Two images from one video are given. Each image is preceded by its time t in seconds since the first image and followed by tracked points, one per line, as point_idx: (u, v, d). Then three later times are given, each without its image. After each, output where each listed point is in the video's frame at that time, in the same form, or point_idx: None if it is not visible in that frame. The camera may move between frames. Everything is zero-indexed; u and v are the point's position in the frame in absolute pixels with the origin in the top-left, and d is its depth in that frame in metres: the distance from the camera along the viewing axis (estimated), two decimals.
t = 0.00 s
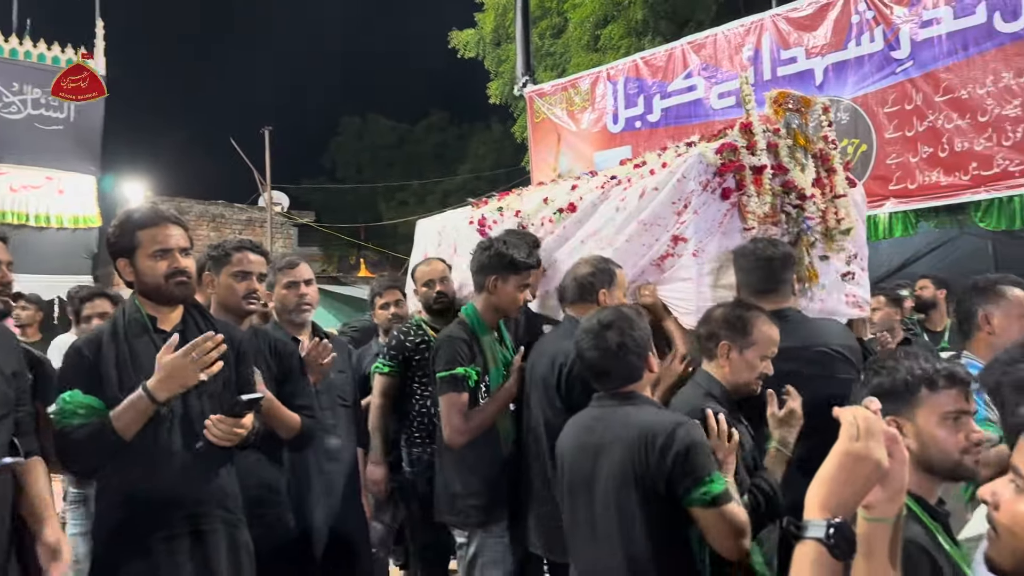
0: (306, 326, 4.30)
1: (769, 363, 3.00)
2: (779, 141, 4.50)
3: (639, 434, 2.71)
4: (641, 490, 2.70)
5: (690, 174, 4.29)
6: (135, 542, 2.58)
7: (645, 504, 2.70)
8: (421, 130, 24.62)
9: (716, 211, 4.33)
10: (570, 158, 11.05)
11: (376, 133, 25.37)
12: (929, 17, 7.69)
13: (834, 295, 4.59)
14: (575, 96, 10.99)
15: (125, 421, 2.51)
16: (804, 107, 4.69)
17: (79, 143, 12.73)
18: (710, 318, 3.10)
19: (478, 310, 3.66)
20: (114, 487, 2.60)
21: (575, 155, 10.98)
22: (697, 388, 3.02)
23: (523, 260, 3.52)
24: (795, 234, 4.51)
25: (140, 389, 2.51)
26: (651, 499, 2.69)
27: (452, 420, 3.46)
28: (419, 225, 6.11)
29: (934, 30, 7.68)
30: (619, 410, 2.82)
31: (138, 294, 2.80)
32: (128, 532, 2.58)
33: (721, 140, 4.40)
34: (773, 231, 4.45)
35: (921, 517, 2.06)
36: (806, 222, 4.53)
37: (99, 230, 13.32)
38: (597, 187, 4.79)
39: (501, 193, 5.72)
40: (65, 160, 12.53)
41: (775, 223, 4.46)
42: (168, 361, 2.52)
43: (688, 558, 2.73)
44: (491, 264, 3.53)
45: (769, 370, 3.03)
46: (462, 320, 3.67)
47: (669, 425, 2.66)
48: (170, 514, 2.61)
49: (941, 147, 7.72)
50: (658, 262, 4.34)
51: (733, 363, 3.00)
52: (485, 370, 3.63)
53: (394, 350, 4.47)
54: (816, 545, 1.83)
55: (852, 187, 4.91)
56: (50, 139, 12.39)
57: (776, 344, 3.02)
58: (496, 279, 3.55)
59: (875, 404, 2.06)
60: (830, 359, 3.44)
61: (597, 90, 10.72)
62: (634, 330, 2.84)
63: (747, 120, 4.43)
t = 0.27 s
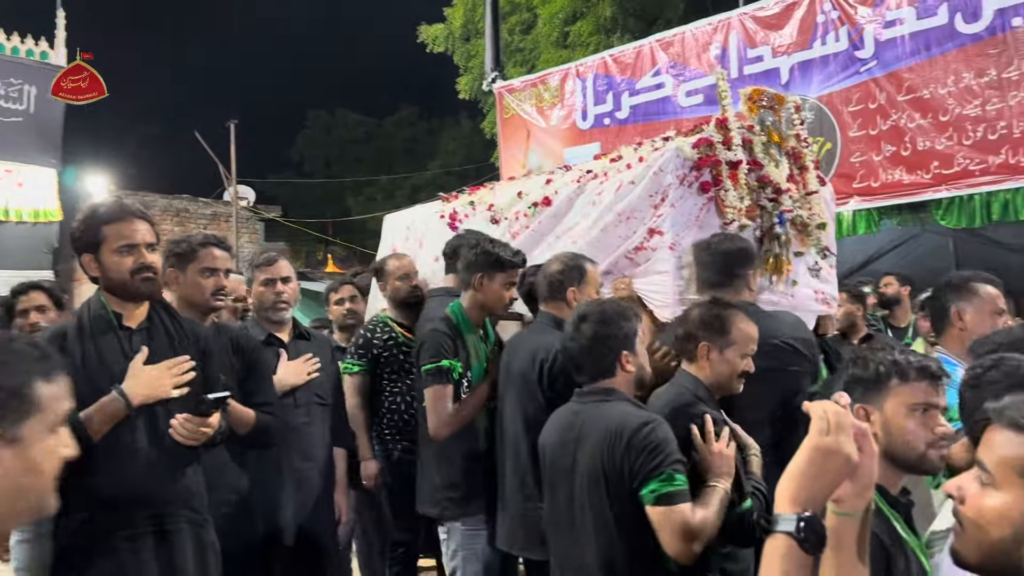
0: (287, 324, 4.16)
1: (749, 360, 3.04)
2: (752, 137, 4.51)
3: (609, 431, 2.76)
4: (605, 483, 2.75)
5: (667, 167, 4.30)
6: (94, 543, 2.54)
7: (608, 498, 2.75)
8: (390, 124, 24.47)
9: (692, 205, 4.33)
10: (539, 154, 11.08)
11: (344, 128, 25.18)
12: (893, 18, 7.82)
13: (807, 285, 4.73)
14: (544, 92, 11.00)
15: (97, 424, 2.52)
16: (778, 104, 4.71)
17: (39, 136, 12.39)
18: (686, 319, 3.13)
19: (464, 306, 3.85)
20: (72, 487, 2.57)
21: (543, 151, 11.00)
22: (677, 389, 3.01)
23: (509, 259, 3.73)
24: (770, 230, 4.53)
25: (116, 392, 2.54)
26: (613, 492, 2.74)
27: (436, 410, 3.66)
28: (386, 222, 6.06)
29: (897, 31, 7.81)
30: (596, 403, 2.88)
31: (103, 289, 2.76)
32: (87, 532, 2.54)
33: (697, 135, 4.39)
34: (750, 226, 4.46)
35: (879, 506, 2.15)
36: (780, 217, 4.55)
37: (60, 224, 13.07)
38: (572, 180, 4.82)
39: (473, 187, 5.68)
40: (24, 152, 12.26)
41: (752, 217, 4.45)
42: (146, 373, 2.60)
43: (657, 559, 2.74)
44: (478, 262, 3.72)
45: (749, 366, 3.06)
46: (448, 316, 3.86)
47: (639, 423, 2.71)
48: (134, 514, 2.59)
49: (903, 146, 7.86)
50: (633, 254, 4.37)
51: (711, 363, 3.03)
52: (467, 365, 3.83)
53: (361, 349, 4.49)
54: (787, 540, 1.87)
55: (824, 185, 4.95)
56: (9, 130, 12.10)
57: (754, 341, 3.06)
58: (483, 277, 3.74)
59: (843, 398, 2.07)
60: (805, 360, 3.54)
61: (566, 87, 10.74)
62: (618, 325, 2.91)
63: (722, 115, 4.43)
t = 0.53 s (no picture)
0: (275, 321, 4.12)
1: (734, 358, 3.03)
2: (718, 134, 4.47)
3: (574, 426, 2.83)
4: (568, 477, 2.82)
5: (633, 166, 4.30)
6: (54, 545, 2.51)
7: (572, 492, 2.82)
8: (357, 119, 24.27)
9: (659, 203, 4.33)
10: (506, 150, 11.08)
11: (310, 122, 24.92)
12: (855, 17, 7.93)
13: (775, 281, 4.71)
14: (512, 88, 10.99)
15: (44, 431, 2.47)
16: (742, 100, 4.68)
17: None
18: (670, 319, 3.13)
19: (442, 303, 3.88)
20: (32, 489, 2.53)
21: (511, 147, 11.01)
22: (663, 389, 3.04)
23: (486, 254, 3.75)
24: (739, 227, 4.52)
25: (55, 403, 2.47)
26: (576, 487, 2.81)
27: (411, 407, 3.66)
28: (352, 219, 6.04)
29: (859, 30, 7.92)
30: (569, 399, 2.93)
31: (67, 286, 2.78)
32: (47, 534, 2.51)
33: (662, 133, 4.39)
34: (718, 224, 4.43)
35: (848, 517, 2.22)
36: (748, 215, 4.54)
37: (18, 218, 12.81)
38: (540, 178, 4.81)
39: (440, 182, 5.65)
40: None
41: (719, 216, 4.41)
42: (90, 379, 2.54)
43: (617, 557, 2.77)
44: (457, 257, 3.74)
45: (734, 366, 3.05)
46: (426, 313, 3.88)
47: (603, 419, 2.77)
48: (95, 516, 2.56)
49: (865, 144, 7.99)
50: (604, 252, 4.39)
51: (697, 364, 3.03)
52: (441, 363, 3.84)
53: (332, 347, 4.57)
54: (756, 532, 1.89)
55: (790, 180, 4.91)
56: None
57: (739, 340, 3.05)
58: (461, 273, 3.75)
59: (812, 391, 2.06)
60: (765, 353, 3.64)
61: (533, 83, 10.73)
62: (597, 321, 2.94)
63: (687, 113, 4.39)
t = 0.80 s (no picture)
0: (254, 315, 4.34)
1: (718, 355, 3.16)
2: (685, 136, 4.49)
3: (534, 426, 2.82)
4: (527, 475, 2.82)
5: (604, 170, 4.36)
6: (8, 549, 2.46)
7: (530, 490, 2.81)
8: (315, 112, 23.97)
9: (630, 209, 4.40)
10: (468, 145, 11.04)
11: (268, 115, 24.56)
12: (812, 17, 8.04)
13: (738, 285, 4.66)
14: (473, 83, 10.95)
15: None
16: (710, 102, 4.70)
17: None
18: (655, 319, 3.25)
19: (410, 296, 3.85)
20: None
21: (472, 142, 10.97)
22: (648, 390, 3.11)
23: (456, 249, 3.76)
24: (696, 227, 4.49)
25: None
26: (534, 486, 2.80)
27: (384, 401, 3.63)
28: (313, 213, 5.94)
29: (816, 29, 8.04)
30: (530, 396, 2.92)
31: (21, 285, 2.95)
32: None
33: (634, 136, 4.46)
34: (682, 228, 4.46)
35: (810, 515, 2.24)
36: (705, 216, 4.50)
37: None
38: (508, 177, 4.77)
39: (403, 178, 5.57)
40: None
41: (681, 216, 4.44)
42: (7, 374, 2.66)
43: (576, 558, 2.80)
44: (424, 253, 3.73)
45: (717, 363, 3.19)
46: (394, 305, 3.84)
47: (562, 419, 2.76)
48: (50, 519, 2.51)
49: (821, 142, 8.12)
50: (572, 252, 4.42)
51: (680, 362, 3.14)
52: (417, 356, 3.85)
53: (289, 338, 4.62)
54: (720, 524, 1.89)
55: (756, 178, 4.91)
56: None
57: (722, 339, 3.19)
58: (430, 267, 3.75)
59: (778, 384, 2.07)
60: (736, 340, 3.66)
61: (495, 78, 10.71)
62: (561, 318, 2.92)
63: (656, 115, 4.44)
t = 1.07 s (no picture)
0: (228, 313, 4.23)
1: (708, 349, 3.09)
2: (664, 131, 4.52)
3: (503, 419, 2.78)
4: (497, 470, 2.78)
5: (582, 160, 4.31)
6: None
7: (501, 485, 2.78)
8: (276, 106, 23.64)
9: (607, 198, 4.32)
10: (432, 140, 10.97)
11: (227, 108, 24.16)
12: (773, 15, 8.13)
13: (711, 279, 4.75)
14: (437, 78, 10.88)
15: None
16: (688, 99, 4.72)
17: None
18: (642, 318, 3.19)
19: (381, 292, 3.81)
20: None
21: (436, 137, 10.90)
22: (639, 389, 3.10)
23: (427, 243, 3.74)
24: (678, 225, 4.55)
25: None
26: (505, 480, 2.77)
27: (359, 400, 3.58)
28: (281, 200, 5.81)
29: (776, 27, 8.13)
30: (496, 391, 2.89)
31: None
32: None
33: (612, 129, 4.41)
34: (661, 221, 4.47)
35: (779, 504, 2.22)
36: (691, 212, 4.59)
37: None
38: (485, 167, 4.75)
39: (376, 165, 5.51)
40: None
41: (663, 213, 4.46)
42: None
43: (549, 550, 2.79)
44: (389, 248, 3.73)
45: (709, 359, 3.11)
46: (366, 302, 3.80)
47: (531, 411, 2.73)
48: None
49: (781, 139, 8.20)
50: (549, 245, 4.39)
51: (669, 358, 3.09)
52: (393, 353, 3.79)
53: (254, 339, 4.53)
54: (684, 518, 1.86)
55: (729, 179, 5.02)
56: None
57: (710, 332, 3.12)
58: (395, 261, 3.72)
59: (742, 376, 2.04)
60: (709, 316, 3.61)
61: (459, 73, 10.65)
62: (520, 311, 2.90)
63: (637, 109, 4.44)
